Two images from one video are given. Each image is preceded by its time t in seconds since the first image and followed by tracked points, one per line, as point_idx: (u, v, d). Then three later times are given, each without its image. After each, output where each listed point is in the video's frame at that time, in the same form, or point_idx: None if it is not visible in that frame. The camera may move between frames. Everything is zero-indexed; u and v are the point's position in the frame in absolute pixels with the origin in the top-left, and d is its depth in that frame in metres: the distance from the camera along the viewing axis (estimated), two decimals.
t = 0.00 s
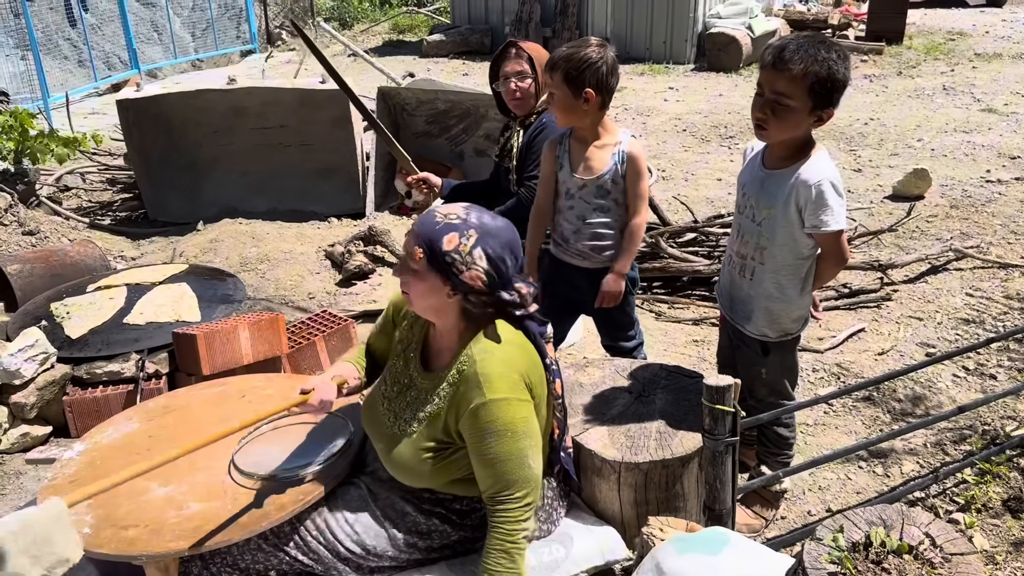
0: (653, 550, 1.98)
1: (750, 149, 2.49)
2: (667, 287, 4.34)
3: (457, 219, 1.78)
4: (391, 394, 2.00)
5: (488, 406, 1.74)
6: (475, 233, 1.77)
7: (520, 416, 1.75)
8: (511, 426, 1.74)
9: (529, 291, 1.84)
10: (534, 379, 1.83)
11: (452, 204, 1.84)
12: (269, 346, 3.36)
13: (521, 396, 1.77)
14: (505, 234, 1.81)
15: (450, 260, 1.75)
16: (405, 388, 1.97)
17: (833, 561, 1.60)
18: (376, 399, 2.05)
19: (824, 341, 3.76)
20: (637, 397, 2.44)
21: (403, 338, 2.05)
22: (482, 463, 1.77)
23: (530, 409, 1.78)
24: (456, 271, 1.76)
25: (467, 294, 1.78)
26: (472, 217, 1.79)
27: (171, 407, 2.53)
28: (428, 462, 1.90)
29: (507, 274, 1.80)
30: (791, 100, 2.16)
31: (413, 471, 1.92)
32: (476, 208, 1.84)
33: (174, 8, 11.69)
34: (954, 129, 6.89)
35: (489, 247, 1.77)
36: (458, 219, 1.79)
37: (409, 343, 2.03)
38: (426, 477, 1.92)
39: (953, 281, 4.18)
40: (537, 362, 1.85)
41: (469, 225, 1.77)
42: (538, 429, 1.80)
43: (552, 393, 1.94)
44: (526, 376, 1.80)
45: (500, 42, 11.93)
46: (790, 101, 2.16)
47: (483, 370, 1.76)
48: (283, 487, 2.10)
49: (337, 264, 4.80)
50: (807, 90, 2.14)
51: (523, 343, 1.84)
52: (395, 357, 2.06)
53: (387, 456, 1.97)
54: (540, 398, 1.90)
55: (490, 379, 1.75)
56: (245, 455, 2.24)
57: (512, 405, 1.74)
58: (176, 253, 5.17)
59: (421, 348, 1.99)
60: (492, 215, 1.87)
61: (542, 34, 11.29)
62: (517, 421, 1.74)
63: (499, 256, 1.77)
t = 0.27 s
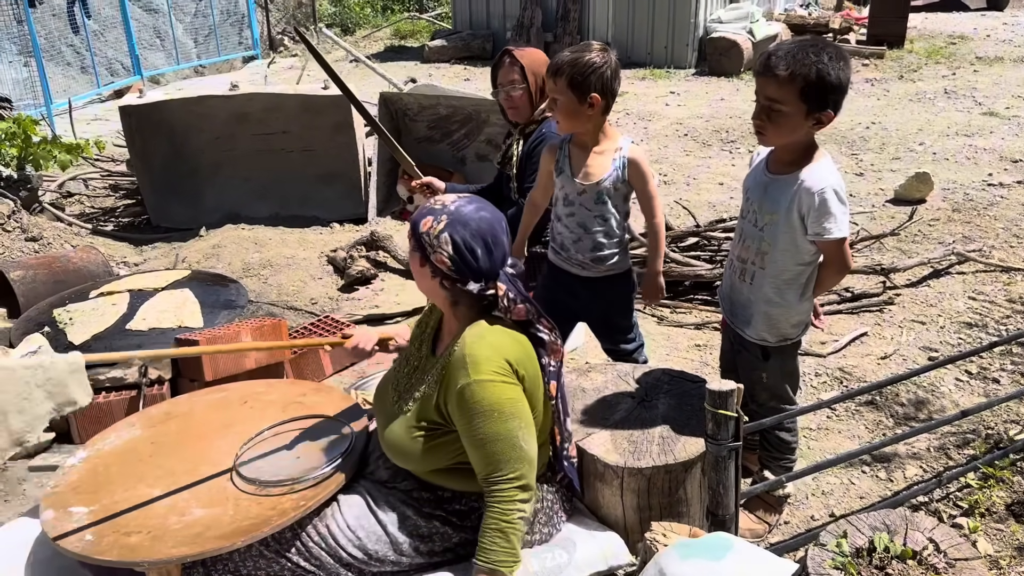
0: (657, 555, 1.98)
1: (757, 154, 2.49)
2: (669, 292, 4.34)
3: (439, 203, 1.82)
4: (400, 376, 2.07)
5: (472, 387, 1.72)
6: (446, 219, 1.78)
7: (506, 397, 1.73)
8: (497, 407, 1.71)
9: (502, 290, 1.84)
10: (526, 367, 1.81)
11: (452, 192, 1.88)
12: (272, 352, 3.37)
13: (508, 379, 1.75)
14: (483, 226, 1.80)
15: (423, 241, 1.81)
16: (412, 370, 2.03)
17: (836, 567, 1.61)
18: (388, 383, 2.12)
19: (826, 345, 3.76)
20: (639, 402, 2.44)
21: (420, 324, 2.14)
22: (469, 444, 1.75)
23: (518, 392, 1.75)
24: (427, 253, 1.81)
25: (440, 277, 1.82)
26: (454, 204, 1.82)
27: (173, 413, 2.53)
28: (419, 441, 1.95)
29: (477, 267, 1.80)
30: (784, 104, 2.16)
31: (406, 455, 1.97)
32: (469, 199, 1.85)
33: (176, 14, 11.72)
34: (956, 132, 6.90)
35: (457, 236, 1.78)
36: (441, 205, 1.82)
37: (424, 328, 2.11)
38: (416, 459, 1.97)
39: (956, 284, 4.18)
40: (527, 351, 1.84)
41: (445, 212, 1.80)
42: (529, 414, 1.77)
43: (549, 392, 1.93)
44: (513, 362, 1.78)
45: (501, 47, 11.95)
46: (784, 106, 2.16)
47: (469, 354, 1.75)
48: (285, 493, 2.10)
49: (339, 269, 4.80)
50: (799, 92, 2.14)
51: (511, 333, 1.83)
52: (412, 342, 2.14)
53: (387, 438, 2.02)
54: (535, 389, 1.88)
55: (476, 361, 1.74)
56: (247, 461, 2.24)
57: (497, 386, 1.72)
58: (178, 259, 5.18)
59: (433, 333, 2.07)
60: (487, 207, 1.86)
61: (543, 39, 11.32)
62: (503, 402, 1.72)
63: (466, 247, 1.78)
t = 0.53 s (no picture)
0: (657, 560, 1.98)
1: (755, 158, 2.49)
2: (668, 296, 4.33)
3: (439, 197, 1.88)
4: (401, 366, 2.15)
5: (454, 370, 1.73)
6: (445, 212, 1.84)
7: (489, 379, 1.74)
8: (478, 388, 1.72)
9: (495, 282, 1.85)
10: (511, 354, 1.82)
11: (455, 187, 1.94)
12: (270, 358, 3.36)
13: (491, 364, 1.76)
14: (480, 219, 1.84)
15: (421, 233, 1.86)
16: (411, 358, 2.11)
17: (836, 571, 1.61)
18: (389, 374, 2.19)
19: (825, 348, 3.76)
20: (638, 407, 2.43)
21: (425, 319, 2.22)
22: (452, 427, 1.76)
23: (501, 377, 1.76)
24: (425, 244, 1.86)
25: (437, 267, 1.87)
26: (453, 198, 1.87)
27: (172, 421, 2.53)
28: (408, 423, 2.02)
29: (472, 260, 1.85)
30: (764, 104, 2.19)
31: (395, 438, 2.03)
32: (469, 194, 1.91)
33: (174, 21, 11.75)
34: (953, 135, 6.91)
35: (453, 228, 1.82)
36: (441, 199, 1.88)
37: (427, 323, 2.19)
38: (404, 443, 2.03)
39: (954, 287, 4.18)
40: (516, 340, 1.85)
41: (444, 205, 1.85)
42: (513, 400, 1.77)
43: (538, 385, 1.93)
44: (499, 348, 1.80)
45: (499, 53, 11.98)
46: (763, 105, 2.19)
47: (453, 336, 1.78)
48: (284, 500, 2.10)
49: (338, 275, 4.80)
50: (777, 91, 2.16)
51: (500, 322, 1.85)
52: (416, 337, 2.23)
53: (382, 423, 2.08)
54: (524, 380, 1.88)
55: (459, 344, 1.76)
56: (246, 469, 2.24)
57: (479, 367, 1.73)
58: (177, 267, 5.18)
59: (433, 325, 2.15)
60: (486, 203, 1.91)
61: (541, 44, 11.36)
62: (486, 384, 1.73)
63: (462, 240, 1.83)
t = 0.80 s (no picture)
0: (653, 563, 1.98)
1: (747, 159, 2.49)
2: (663, 299, 4.34)
3: (426, 193, 1.95)
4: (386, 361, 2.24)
5: (430, 354, 1.80)
6: (431, 208, 1.90)
7: (466, 361, 1.80)
8: (455, 369, 1.79)
9: (472, 275, 1.92)
10: (486, 341, 1.89)
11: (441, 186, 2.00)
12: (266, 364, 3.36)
13: (465, 348, 1.82)
14: (463, 218, 1.91)
15: (406, 226, 1.92)
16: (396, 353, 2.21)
17: (830, 572, 1.62)
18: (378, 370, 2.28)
19: (819, 350, 3.76)
20: (633, 410, 2.44)
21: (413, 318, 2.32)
22: (428, 409, 1.82)
23: (476, 360, 1.82)
24: (409, 237, 1.92)
25: (420, 260, 1.94)
26: (440, 194, 1.93)
27: (168, 428, 2.52)
28: (388, 411, 2.10)
29: (453, 255, 1.92)
30: (746, 105, 2.20)
31: (377, 426, 2.12)
32: (455, 193, 1.97)
33: (168, 28, 11.74)
34: (946, 136, 6.93)
35: (437, 225, 1.89)
36: (428, 196, 1.95)
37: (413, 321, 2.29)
38: (384, 432, 2.11)
39: (948, 288, 4.19)
40: (494, 328, 1.94)
41: (431, 201, 1.92)
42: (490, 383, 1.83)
43: (516, 373, 2.00)
44: (476, 334, 1.87)
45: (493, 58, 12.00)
46: (746, 105, 2.20)
47: (431, 322, 1.85)
48: (280, 506, 2.10)
49: (333, 281, 4.80)
50: (758, 92, 2.17)
51: (477, 312, 1.92)
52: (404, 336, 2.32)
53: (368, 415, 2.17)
54: (502, 368, 1.95)
55: (436, 330, 1.83)
56: (242, 475, 2.23)
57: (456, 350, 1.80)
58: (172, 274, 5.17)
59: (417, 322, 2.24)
60: (471, 202, 1.97)
61: (534, 49, 11.41)
62: (461, 366, 1.80)
63: (445, 235, 1.89)
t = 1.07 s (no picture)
0: (643, 566, 1.98)
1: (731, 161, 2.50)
2: (653, 301, 4.34)
3: (403, 193, 1.98)
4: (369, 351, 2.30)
5: (396, 340, 1.88)
6: (407, 209, 1.95)
7: (428, 350, 1.87)
8: (417, 358, 1.86)
9: (447, 274, 1.98)
10: (454, 333, 1.95)
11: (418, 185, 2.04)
12: (256, 370, 3.36)
13: (430, 339, 1.89)
14: (439, 220, 1.96)
15: (384, 226, 1.97)
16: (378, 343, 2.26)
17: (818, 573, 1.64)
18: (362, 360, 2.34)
19: (809, 351, 3.77)
20: (623, 413, 2.44)
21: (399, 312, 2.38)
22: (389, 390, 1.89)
23: (439, 350, 1.89)
24: (385, 237, 1.97)
25: (395, 258, 1.99)
26: (416, 196, 1.97)
27: (157, 436, 2.51)
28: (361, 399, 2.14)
29: (428, 256, 1.97)
30: (729, 106, 2.21)
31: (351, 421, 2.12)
32: (432, 194, 2.01)
33: (158, 34, 11.71)
34: (933, 137, 6.97)
35: (413, 227, 1.94)
36: (405, 196, 1.99)
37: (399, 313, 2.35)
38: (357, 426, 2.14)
39: (936, 288, 4.21)
40: (463, 322, 2.00)
41: (407, 202, 1.96)
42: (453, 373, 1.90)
43: (485, 366, 2.04)
44: (443, 326, 1.93)
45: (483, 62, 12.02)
46: (729, 107, 2.22)
47: (399, 313, 1.92)
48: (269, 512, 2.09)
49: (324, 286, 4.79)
50: (740, 93, 2.18)
51: (448, 306, 1.98)
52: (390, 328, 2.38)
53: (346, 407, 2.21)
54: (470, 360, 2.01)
55: (404, 318, 1.90)
56: (232, 481, 2.22)
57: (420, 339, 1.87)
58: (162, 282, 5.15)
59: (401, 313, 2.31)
60: (447, 203, 2.02)
61: (524, 53, 11.45)
62: (423, 354, 1.86)
63: (421, 236, 1.94)
